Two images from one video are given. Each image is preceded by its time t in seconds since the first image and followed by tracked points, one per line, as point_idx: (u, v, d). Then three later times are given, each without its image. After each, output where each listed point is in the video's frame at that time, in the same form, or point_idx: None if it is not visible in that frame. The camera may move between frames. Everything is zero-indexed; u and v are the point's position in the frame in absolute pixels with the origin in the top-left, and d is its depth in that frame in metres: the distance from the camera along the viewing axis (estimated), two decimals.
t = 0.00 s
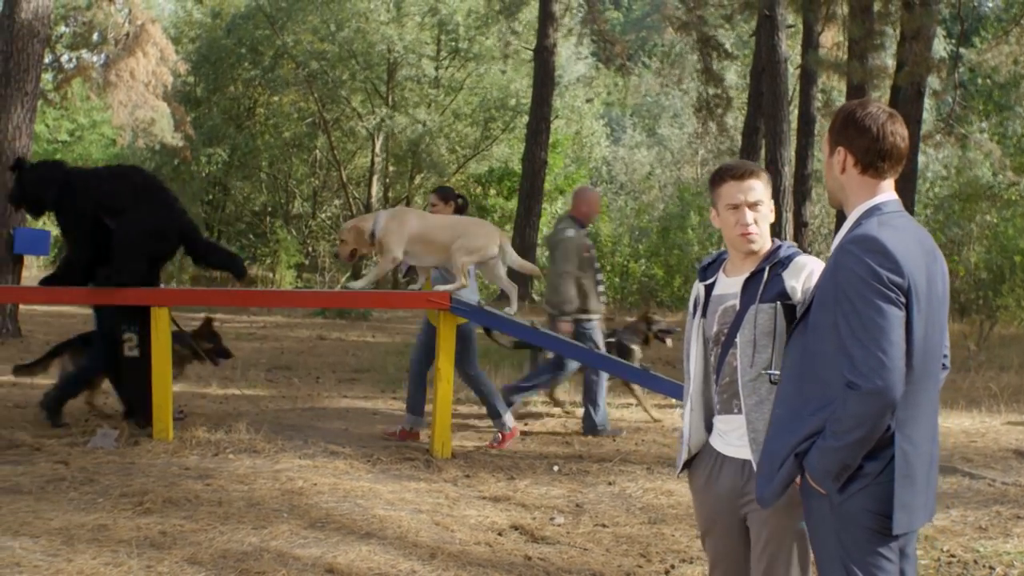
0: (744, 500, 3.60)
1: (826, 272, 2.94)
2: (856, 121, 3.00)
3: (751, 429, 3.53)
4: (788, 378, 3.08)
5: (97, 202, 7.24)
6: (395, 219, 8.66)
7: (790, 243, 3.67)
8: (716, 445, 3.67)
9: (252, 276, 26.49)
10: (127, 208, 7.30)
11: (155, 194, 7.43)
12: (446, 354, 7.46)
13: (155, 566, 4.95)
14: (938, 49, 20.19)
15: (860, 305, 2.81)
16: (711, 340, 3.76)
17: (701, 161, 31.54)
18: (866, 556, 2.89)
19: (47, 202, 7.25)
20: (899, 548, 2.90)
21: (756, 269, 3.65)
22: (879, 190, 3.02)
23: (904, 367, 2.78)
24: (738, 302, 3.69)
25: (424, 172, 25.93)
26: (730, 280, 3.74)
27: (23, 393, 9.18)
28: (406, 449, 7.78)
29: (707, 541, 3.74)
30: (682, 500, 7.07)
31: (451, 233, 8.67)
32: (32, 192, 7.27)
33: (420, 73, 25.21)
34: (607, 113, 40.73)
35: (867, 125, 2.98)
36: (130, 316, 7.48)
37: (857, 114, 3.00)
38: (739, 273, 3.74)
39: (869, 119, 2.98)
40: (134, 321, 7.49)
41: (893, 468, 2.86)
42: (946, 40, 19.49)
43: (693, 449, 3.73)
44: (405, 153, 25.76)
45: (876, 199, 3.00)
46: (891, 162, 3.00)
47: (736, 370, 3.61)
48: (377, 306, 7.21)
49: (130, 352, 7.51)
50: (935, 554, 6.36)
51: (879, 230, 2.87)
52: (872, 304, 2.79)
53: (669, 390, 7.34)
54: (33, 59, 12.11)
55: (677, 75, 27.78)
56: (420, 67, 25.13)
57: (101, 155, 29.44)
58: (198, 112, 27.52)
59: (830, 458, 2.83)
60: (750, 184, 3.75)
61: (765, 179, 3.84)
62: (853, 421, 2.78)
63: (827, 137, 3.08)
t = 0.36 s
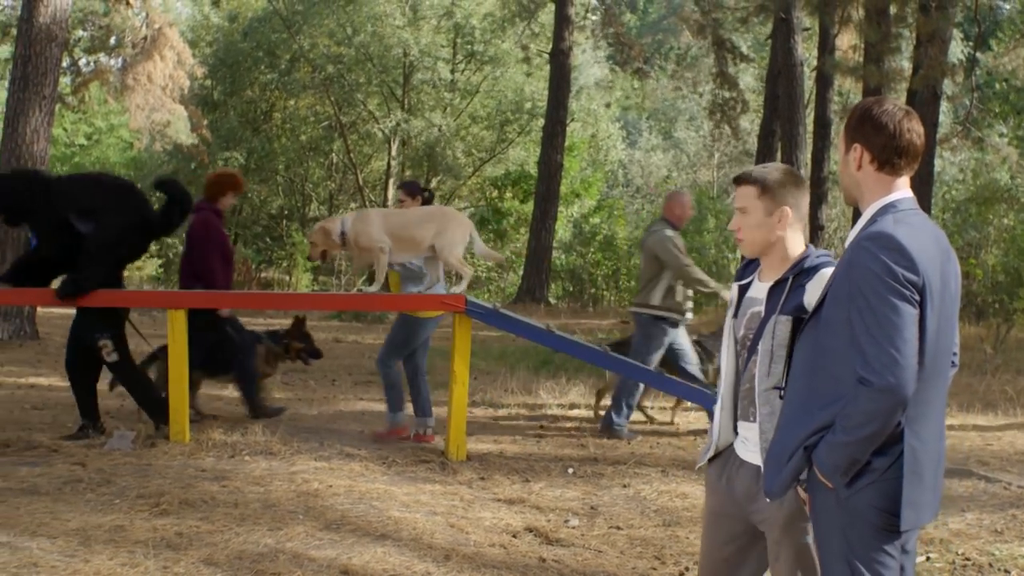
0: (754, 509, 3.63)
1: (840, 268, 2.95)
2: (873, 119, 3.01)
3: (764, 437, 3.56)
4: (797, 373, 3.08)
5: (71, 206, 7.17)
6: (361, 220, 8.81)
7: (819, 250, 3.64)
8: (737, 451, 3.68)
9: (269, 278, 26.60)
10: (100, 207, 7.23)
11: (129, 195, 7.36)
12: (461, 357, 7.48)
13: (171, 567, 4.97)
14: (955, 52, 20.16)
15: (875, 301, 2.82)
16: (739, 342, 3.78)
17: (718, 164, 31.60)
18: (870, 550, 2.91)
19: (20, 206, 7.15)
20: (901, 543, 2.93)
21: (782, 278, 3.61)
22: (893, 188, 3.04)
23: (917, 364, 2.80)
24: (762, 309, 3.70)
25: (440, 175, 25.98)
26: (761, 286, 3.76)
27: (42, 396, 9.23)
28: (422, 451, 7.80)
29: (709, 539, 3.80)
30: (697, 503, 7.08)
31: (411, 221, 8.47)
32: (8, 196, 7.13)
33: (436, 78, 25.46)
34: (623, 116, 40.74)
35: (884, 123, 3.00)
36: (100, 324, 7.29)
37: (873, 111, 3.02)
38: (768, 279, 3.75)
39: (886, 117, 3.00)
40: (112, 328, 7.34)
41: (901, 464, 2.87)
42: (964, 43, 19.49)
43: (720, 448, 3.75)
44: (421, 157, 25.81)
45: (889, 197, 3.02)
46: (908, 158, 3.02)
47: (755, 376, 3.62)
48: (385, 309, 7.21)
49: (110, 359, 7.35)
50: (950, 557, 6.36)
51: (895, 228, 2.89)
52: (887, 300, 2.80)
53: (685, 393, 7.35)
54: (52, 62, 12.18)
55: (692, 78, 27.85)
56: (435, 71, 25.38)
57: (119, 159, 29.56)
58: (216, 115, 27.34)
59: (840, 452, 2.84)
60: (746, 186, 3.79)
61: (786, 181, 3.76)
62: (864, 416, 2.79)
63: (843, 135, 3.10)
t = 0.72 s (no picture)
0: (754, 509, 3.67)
1: (861, 270, 2.97)
2: (896, 119, 3.03)
3: (762, 442, 3.58)
4: (817, 376, 3.09)
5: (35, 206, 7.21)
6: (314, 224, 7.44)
7: (832, 256, 3.62)
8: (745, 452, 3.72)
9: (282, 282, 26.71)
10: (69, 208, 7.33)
11: (97, 200, 7.46)
12: (473, 360, 7.49)
13: (184, 569, 5.00)
14: (968, 54, 20.13)
15: (896, 304, 2.83)
16: (750, 344, 3.80)
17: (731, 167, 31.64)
18: (889, 556, 2.91)
19: None
20: (921, 549, 2.93)
21: (788, 282, 3.63)
22: (913, 191, 3.06)
23: (937, 367, 2.80)
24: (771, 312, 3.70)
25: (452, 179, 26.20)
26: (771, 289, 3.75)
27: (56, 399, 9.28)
28: (433, 454, 7.82)
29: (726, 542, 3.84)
30: (709, 507, 7.08)
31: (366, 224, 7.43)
32: None
33: (448, 82, 25.55)
34: (635, 119, 40.72)
35: (906, 125, 3.01)
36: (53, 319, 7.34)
37: (895, 113, 3.03)
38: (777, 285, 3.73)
39: (907, 120, 3.02)
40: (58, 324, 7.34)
41: (920, 468, 2.87)
42: (976, 47, 19.49)
43: (729, 445, 3.81)
44: (434, 161, 25.95)
45: (909, 200, 3.03)
46: (931, 159, 3.04)
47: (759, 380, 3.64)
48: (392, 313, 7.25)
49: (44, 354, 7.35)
50: (963, 561, 6.34)
51: (916, 231, 2.90)
52: (908, 302, 2.82)
53: (696, 397, 7.34)
54: (65, 67, 12.23)
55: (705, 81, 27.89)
56: (448, 76, 25.46)
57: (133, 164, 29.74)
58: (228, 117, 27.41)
59: (860, 455, 2.84)
60: (752, 192, 3.82)
61: (782, 184, 3.72)
62: (885, 420, 2.79)
63: (864, 138, 3.12)
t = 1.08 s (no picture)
0: (743, 508, 3.69)
1: (873, 281, 3.02)
2: (892, 130, 3.08)
3: (752, 442, 3.57)
4: (836, 389, 3.14)
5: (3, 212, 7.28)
6: (275, 225, 7.89)
7: (824, 258, 3.63)
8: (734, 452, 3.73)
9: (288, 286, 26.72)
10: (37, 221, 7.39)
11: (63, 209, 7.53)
12: (477, 363, 7.51)
13: (187, 571, 5.01)
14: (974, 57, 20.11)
15: (910, 311, 2.89)
16: (743, 345, 3.81)
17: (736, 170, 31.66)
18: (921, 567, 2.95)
19: None
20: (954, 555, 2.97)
21: (780, 283, 3.65)
22: (920, 197, 3.09)
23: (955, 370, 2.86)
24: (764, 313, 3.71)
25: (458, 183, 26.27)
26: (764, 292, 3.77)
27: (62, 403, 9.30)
28: (438, 457, 7.84)
29: (715, 544, 3.85)
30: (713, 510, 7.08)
31: (324, 224, 7.80)
32: None
33: (453, 85, 25.56)
34: (641, 123, 40.71)
35: (903, 132, 3.07)
36: (19, 327, 7.34)
37: (889, 123, 3.09)
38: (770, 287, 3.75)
39: (903, 127, 3.08)
40: (23, 333, 7.35)
41: (949, 474, 2.91)
42: (983, 49, 19.43)
43: (718, 446, 3.82)
44: (439, 164, 25.99)
45: (917, 205, 3.08)
46: (932, 162, 3.07)
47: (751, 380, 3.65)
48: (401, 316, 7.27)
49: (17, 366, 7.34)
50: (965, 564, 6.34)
51: (924, 236, 2.97)
52: (921, 308, 2.87)
53: (700, 400, 7.33)
54: (71, 71, 12.25)
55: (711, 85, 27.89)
56: (453, 79, 25.47)
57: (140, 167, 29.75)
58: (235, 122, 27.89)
59: (885, 463, 2.88)
60: (744, 193, 3.81)
61: (772, 187, 3.71)
62: (907, 425, 2.84)
63: (863, 152, 3.16)
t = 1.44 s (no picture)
0: (733, 508, 3.69)
1: (883, 282, 3.03)
2: (904, 129, 3.10)
3: (745, 441, 3.58)
4: (842, 388, 3.15)
5: None
6: (251, 225, 7.74)
7: (815, 257, 3.64)
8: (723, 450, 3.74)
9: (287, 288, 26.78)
10: (18, 209, 7.44)
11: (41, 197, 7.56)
12: (474, 364, 7.51)
13: (184, 572, 5.02)
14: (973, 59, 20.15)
15: (919, 312, 2.90)
16: (734, 344, 3.81)
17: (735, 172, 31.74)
18: (920, 568, 2.97)
19: None
20: (953, 558, 2.99)
21: (772, 282, 3.66)
22: (932, 197, 3.12)
23: (962, 373, 2.87)
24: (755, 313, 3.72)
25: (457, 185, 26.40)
26: (755, 291, 3.77)
27: (61, 404, 9.31)
28: (436, 459, 7.84)
29: (706, 544, 3.86)
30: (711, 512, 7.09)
31: (304, 221, 7.72)
32: None
33: (453, 88, 25.59)
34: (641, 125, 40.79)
35: (915, 134, 3.09)
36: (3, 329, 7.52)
37: (903, 125, 3.11)
38: (762, 287, 3.76)
39: (915, 128, 3.09)
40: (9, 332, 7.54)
41: (950, 478, 2.94)
42: (982, 51, 19.48)
43: (707, 446, 3.82)
44: (439, 166, 26.04)
45: (929, 207, 3.09)
46: (944, 163, 3.09)
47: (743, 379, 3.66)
48: (400, 318, 7.27)
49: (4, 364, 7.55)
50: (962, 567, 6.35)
51: (934, 237, 2.97)
52: (930, 310, 2.88)
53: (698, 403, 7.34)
54: (71, 73, 12.25)
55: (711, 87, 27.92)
56: (452, 81, 25.51)
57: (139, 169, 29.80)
58: (235, 124, 28.00)
59: (889, 465, 2.90)
60: (737, 193, 3.82)
61: (765, 187, 3.72)
62: (912, 428, 2.85)
63: (875, 152, 3.17)
